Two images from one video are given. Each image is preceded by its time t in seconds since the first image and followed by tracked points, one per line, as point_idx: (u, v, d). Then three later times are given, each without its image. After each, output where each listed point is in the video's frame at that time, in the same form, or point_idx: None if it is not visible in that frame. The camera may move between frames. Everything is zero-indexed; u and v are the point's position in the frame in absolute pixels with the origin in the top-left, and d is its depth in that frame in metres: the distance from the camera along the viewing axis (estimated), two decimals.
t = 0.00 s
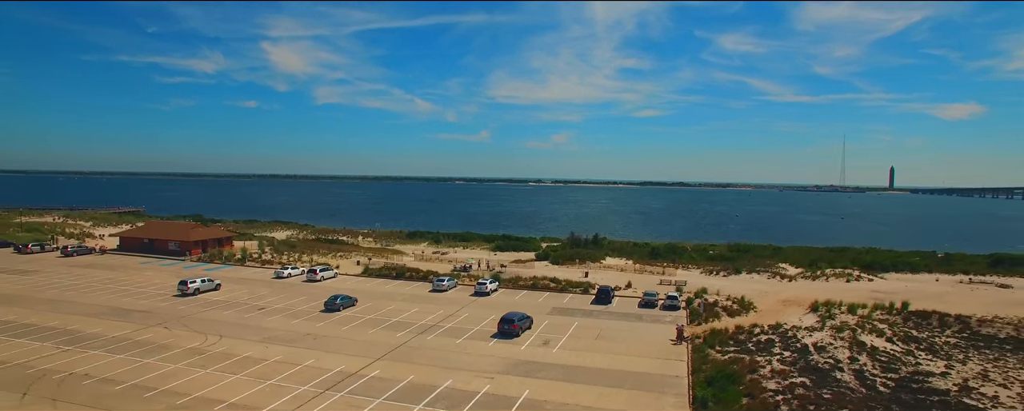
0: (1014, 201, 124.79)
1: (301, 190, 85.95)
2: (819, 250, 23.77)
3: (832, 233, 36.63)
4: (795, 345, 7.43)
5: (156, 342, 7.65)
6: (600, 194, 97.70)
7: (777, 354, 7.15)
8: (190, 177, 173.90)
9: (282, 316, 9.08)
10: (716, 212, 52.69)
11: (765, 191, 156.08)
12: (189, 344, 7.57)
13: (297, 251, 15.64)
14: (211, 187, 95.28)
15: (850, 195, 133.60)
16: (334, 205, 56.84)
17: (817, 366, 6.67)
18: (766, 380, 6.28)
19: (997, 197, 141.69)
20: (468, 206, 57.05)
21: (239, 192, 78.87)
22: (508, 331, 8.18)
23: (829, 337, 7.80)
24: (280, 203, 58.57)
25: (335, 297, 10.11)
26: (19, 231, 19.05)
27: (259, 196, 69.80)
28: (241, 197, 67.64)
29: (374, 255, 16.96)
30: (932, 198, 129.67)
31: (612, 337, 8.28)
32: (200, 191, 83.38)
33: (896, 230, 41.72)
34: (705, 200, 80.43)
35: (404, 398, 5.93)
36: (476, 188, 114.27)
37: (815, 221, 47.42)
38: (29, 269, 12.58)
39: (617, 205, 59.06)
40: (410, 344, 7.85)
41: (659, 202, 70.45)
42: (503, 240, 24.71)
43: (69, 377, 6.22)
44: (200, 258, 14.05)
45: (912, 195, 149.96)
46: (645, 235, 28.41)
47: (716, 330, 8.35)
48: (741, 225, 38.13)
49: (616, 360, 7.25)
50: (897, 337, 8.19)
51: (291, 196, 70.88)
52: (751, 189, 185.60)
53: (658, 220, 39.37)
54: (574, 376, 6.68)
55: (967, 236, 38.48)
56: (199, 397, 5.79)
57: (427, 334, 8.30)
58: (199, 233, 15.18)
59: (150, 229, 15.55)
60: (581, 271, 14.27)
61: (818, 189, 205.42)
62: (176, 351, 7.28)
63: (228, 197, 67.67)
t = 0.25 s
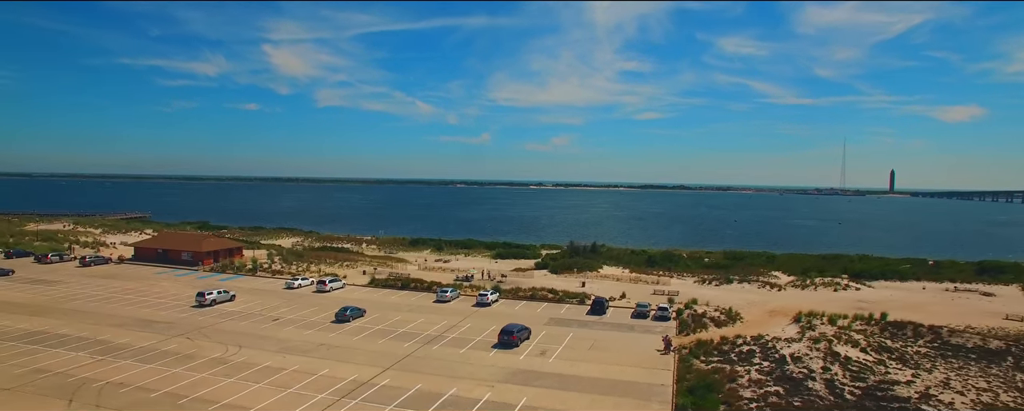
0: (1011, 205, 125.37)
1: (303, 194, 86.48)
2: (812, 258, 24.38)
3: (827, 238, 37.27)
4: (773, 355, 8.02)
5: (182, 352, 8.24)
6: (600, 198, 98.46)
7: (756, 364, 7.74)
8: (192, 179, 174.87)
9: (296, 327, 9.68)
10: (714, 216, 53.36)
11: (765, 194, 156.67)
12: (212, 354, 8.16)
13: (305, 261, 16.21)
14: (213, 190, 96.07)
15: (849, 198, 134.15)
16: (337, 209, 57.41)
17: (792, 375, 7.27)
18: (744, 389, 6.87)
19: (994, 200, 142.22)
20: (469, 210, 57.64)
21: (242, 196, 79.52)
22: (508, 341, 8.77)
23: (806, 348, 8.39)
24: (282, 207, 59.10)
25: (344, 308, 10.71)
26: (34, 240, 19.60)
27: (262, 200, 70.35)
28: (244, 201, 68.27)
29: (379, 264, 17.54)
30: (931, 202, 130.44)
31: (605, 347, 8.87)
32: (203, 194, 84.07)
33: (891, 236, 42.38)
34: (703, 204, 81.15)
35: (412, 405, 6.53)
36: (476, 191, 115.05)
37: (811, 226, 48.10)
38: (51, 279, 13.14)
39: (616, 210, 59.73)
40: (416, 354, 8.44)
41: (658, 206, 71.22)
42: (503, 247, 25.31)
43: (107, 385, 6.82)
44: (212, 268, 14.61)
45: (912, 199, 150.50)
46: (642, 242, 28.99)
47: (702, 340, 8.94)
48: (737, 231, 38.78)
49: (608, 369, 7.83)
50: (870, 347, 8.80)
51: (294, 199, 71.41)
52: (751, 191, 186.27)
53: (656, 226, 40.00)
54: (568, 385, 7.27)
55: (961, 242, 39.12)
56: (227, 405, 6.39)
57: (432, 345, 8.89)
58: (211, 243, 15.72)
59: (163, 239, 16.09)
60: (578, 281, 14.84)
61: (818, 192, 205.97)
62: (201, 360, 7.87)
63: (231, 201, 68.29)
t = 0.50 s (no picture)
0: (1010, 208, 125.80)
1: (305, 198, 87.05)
2: (805, 265, 24.99)
3: (822, 244, 37.88)
4: (753, 364, 8.67)
5: (204, 361, 8.87)
6: (600, 202, 99.09)
7: (736, 372, 8.39)
8: (195, 182, 175.81)
9: (308, 336, 10.30)
10: (712, 221, 53.98)
11: (765, 197, 157.23)
12: (232, 363, 8.80)
13: (313, 270, 16.83)
14: (216, 194, 96.88)
15: (849, 202, 134.67)
16: (339, 214, 58.03)
17: (768, 382, 7.93)
18: (722, 395, 7.52)
19: (993, 203, 142.83)
20: (470, 215, 58.27)
21: (245, 199, 80.26)
22: (507, 350, 9.39)
23: (785, 357, 9.04)
24: (285, 211, 59.66)
25: (353, 318, 11.35)
26: (49, 249, 20.24)
27: (265, 204, 70.92)
28: (247, 204, 68.96)
29: (384, 273, 18.16)
30: (931, 205, 130.85)
31: (598, 356, 9.49)
32: (207, 197, 84.88)
33: (887, 241, 42.95)
34: (702, 208, 81.74)
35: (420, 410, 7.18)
36: (477, 195, 115.75)
37: (809, 231, 48.65)
38: (72, 289, 13.77)
39: (615, 215, 60.37)
40: (422, 362, 9.07)
41: (657, 211, 71.82)
42: (504, 255, 25.94)
43: (140, 392, 7.48)
44: (225, 278, 15.22)
45: (912, 202, 150.97)
46: (640, 249, 29.61)
47: (688, 349, 9.58)
48: (734, 237, 39.39)
49: (599, 377, 8.45)
50: (846, 355, 9.45)
51: (296, 203, 71.99)
52: (752, 194, 186.84)
53: (654, 232, 40.65)
54: (562, 392, 7.89)
55: (956, 248, 39.68)
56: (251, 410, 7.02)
57: (437, 353, 9.52)
58: (223, 254, 16.33)
59: (177, 249, 16.70)
60: (576, 290, 15.46)
61: (818, 196, 206.36)
62: (223, 368, 8.51)
63: (235, 204, 69.07)
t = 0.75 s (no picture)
0: (1008, 212, 126.33)
1: (308, 202, 87.71)
2: (797, 272, 25.64)
3: (817, 250, 38.53)
4: (734, 372, 9.39)
5: (224, 368, 9.54)
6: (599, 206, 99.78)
7: (717, 379, 9.10)
8: (197, 185, 176.68)
9: (318, 345, 10.95)
10: (710, 226, 54.65)
11: (765, 201, 157.76)
12: (250, 370, 9.47)
13: (320, 279, 17.51)
14: (219, 198, 97.62)
15: (848, 206, 135.20)
16: (342, 218, 58.67)
17: (746, 389, 8.66)
18: (703, 401, 8.23)
19: (992, 208, 143.40)
20: (470, 220, 58.94)
21: (248, 204, 81.00)
22: (505, 358, 10.05)
23: (764, 366, 9.77)
24: (288, 216, 60.27)
25: (361, 327, 12.04)
26: (64, 257, 20.91)
27: (268, 209, 71.52)
28: (250, 209, 69.66)
29: (388, 282, 18.81)
30: (930, 209, 131.35)
31: (591, 363, 10.13)
32: (209, 201, 85.61)
33: (882, 247, 43.56)
34: (701, 213, 82.40)
35: None
36: (478, 199, 116.51)
37: (805, 237, 49.26)
38: (92, 298, 14.44)
39: (615, 220, 61.03)
40: (427, 369, 9.73)
41: (656, 215, 72.43)
42: (504, 261, 26.56)
43: (168, 397, 8.16)
44: (236, 287, 15.87)
45: (911, 206, 151.47)
46: (637, 255, 30.27)
47: (675, 357, 10.25)
48: (731, 242, 40.05)
49: (591, 383, 9.13)
50: (821, 363, 10.18)
51: (299, 208, 72.61)
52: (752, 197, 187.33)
53: (652, 237, 41.31)
54: (555, 397, 8.56)
55: (949, 254, 40.26)
56: None
57: (440, 361, 10.19)
58: (234, 264, 16.97)
59: (189, 259, 17.36)
60: (573, 298, 16.11)
61: (818, 199, 206.80)
62: (243, 375, 9.20)
63: (238, 209, 69.81)
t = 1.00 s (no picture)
0: (1008, 215, 126.56)
1: (310, 206, 88.36)
2: (790, 278, 26.30)
3: (813, 254, 39.14)
4: (717, 377, 10.19)
5: (242, 374, 10.23)
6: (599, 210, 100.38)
7: (701, 384, 9.87)
8: (200, 187, 177.74)
9: (328, 351, 11.65)
10: (709, 230, 55.23)
11: (766, 203, 158.20)
12: (266, 375, 10.16)
13: (327, 286, 18.21)
14: (222, 201, 98.45)
15: (849, 209, 135.74)
16: (345, 223, 59.33)
17: (727, 393, 9.47)
18: (686, 404, 9.00)
19: (992, 210, 143.72)
20: (471, 224, 59.60)
21: (251, 207, 81.80)
22: (504, 364, 10.73)
23: (745, 372, 10.56)
24: (291, 220, 60.93)
25: (368, 334, 12.75)
26: (79, 264, 21.62)
27: (271, 212, 72.16)
28: (254, 213, 70.37)
29: (392, 289, 19.51)
30: (930, 212, 131.79)
31: (584, 369, 10.82)
32: (213, 205, 86.42)
33: (878, 251, 44.17)
34: (701, 216, 83.00)
35: None
36: (479, 202, 117.19)
37: (802, 241, 49.85)
38: (111, 306, 15.15)
39: (614, 224, 61.64)
40: (431, 375, 10.43)
41: (656, 219, 73.03)
42: (505, 267, 27.26)
43: (193, 401, 8.87)
44: (248, 294, 16.59)
45: (912, 208, 151.93)
46: (635, 261, 30.91)
47: (663, 363, 10.98)
48: (728, 247, 40.69)
49: (584, 388, 9.82)
50: (799, 369, 11.01)
51: (301, 212, 73.27)
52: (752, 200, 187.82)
53: (651, 242, 41.96)
54: (550, 401, 9.26)
55: (943, 259, 40.87)
56: None
57: (443, 367, 10.88)
58: (244, 272, 17.67)
59: (201, 267, 18.05)
60: (570, 305, 16.81)
61: (819, 201, 207.24)
62: (261, 380, 9.91)
63: (242, 212, 70.56)
